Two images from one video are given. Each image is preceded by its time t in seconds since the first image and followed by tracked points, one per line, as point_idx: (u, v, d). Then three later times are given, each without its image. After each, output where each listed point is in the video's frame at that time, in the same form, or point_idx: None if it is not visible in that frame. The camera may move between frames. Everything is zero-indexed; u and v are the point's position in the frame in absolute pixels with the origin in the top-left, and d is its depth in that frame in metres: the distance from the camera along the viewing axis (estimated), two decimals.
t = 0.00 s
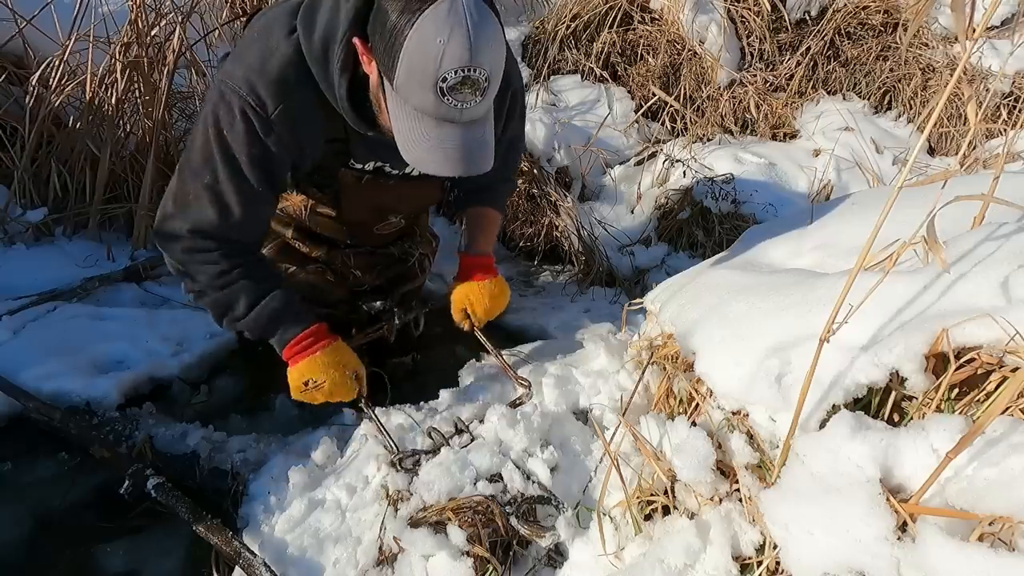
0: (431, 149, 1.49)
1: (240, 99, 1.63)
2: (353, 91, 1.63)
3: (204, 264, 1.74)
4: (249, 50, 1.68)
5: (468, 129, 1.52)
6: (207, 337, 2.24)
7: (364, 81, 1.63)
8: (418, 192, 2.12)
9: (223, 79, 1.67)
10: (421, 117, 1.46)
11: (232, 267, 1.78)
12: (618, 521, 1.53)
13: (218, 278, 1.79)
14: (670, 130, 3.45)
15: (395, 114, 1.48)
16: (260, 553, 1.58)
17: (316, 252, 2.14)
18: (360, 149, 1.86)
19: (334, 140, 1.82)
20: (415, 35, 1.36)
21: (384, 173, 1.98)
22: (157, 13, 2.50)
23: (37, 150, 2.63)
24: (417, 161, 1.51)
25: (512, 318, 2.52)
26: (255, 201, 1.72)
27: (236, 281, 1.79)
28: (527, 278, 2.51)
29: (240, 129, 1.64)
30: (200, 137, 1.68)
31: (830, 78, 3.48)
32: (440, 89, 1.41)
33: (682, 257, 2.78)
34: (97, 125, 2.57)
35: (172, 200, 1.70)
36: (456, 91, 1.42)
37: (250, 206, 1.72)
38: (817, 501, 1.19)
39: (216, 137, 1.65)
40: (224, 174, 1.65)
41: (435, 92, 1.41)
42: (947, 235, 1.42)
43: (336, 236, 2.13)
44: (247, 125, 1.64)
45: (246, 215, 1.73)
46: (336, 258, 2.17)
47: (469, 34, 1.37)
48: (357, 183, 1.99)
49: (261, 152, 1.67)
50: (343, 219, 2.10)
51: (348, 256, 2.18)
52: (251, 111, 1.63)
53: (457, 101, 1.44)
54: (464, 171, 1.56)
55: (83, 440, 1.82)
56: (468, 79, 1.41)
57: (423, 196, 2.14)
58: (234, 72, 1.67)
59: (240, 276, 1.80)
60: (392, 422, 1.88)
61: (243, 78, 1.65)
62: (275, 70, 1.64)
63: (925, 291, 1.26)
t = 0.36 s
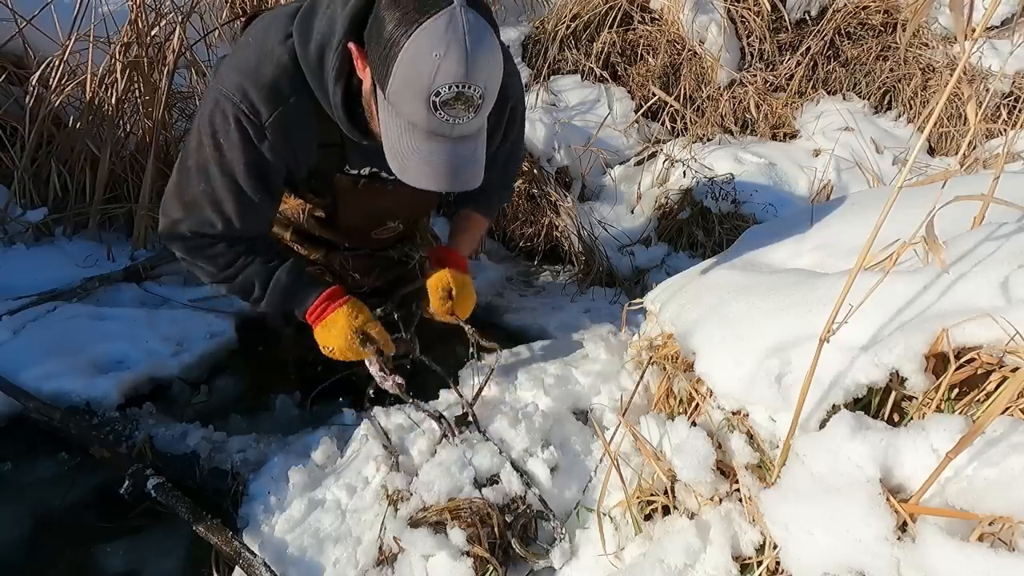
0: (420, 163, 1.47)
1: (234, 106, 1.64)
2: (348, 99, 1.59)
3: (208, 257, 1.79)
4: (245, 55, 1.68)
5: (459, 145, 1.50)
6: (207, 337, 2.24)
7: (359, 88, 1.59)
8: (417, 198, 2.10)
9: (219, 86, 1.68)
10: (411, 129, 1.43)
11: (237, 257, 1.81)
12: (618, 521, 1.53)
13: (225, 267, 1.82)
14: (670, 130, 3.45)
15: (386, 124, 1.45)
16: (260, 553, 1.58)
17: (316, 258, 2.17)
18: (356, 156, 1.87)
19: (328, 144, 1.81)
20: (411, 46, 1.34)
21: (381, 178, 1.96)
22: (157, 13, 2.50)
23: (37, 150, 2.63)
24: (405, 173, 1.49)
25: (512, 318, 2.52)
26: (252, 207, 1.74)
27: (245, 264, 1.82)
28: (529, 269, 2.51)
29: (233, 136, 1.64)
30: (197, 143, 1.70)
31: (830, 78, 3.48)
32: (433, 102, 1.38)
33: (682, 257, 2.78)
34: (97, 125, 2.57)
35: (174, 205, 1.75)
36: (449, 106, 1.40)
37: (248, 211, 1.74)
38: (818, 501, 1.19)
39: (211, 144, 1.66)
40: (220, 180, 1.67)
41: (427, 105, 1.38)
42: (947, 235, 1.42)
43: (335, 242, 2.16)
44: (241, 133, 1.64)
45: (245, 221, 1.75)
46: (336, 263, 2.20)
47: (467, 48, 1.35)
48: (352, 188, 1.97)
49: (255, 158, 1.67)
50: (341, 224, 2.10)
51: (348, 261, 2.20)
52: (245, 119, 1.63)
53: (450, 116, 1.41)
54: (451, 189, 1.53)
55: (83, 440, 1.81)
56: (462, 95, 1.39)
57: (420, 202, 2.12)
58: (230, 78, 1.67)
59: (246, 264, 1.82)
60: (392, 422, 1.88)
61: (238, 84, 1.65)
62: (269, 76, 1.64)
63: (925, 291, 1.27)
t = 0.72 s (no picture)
0: (440, 216, 1.47)
1: (244, 171, 1.62)
2: (362, 163, 1.59)
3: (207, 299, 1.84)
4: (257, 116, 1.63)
5: (476, 194, 1.50)
6: (206, 337, 2.23)
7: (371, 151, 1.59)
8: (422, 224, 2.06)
9: (229, 146, 1.65)
10: (427, 184, 1.43)
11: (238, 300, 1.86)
12: (618, 521, 1.53)
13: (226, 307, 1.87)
14: (670, 130, 3.45)
15: (403, 183, 1.45)
16: (260, 553, 1.59)
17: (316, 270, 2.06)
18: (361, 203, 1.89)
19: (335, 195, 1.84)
20: (420, 106, 1.34)
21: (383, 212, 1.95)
22: (157, 13, 2.49)
23: (37, 150, 2.63)
24: (427, 228, 1.49)
25: (513, 318, 2.52)
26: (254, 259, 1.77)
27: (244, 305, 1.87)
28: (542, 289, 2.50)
29: (242, 201, 1.63)
30: (201, 194, 1.68)
31: (830, 78, 3.48)
32: (447, 156, 1.38)
33: (682, 257, 2.78)
34: (97, 125, 2.57)
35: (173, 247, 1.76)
36: (463, 157, 1.40)
37: (250, 262, 1.78)
38: (818, 501, 1.19)
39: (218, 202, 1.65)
40: (224, 237, 1.69)
41: (442, 159, 1.38)
42: (947, 235, 1.41)
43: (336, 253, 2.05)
44: (251, 198, 1.64)
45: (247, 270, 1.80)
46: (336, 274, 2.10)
47: (475, 101, 1.35)
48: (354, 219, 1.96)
49: (261, 222, 1.68)
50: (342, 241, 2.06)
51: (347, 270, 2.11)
52: (256, 184, 1.62)
53: (464, 167, 1.42)
54: (472, 238, 1.54)
55: (82, 440, 1.81)
56: (475, 145, 1.39)
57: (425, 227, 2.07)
58: (239, 139, 1.64)
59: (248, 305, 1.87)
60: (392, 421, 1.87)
61: (248, 147, 1.62)
62: (283, 143, 1.62)
63: (925, 291, 1.27)
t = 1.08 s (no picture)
0: (440, 294, 1.48)
1: (254, 239, 1.66)
2: (369, 236, 1.59)
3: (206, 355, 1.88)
4: (267, 183, 1.66)
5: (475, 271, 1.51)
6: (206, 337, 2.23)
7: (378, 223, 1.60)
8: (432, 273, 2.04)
9: (238, 213, 1.68)
10: (428, 266, 1.45)
11: (242, 356, 1.93)
12: (618, 521, 1.53)
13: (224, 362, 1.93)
14: (670, 130, 3.45)
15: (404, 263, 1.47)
16: (261, 553, 1.59)
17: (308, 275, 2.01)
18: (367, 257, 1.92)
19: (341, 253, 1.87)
20: (422, 195, 1.35)
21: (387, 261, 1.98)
22: (157, 13, 2.48)
23: (37, 150, 2.63)
24: (428, 305, 1.51)
25: (513, 318, 2.53)
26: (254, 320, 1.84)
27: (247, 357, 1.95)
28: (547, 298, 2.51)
29: (256, 267, 1.70)
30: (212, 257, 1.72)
31: (830, 78, 3.48)
32: (447, 241, 1.40)
33: (682, 257, 2.79)
34: (97, 125, 2.57)
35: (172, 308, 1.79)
36: (463, 242, 1.41)
37: (250, 323, 1.85)
38: (817, 501, 1.19)
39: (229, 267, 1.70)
40: (235, 296, 1.74)
41: (441, 245, 1.40)
42: (947, 235, 1.41)
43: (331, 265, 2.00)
44: (263, 264, 1.69)
45: (249, 333, 1.87)
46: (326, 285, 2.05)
47: (476, 191, 1.36)
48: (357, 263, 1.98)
49: (269, 286, 1.75)
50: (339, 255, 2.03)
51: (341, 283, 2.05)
52: (267, 252, 1.68)
53: (464, 250, 1.43)
54: (471, 312, 1.55)
55: (82, 440, 1.81)
56: (474, 231, 1.40)
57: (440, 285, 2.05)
58: (249, 206, 1.67)
59: (249, 359, 1.96)
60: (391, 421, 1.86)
61: (258, 216, 1.66)
62: (293, 213, 1.66)
63: (925, 292, 1.27)
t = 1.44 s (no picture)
0: (429, 247, 1.47)
1: (248, 214, 1.66)
2: (360, 201, 1.60)
3: (232, 340, 1.91)
4: (258, 157, 1.69)
5: (467, 225, 1.51)
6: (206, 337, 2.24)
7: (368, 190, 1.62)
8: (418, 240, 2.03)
9: (231, 190, 1.69)
10: (415, 216, 1.45)
11: (270, 334, 1.94)
12: (618, 521, 1.52)
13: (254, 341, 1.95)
14: (670, 130, 3.45)
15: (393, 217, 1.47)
16: (261, 553, 1.59)
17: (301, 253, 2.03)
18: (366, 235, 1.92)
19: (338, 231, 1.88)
20: (406, 139, 1.37)
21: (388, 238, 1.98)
22: (157, 13, 2.48)
23: (37, 150, 2.63)
24: (417, 261, 1.50)
25: (513, 318, 2.53)
26: (273, 297, 1.85)
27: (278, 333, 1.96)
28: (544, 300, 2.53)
29: (255, 245, 1.70)
30: (211, 246, 1.73)
31: (830, 78, 3.48)
32: (433, 188, 1.40)
33: (682, 257, 2.79)
34: (97, 125, 2.57)
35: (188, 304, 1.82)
36: (449, 189, 1.41)
37: (269, 300, 1.85)
38: (817, 501, 1.19)
39: (230, 251, 1.71)
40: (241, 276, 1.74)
41: (428, 192, 1.40)
42: (947, 235, 1.41)
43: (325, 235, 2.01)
44: (261, 239, 1.69)
45: (270, 311, 1.88)
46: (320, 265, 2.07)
47: (461, 135, 1.37)
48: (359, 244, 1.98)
49: (275, 261, 1.75)
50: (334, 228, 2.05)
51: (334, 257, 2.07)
52: (263, 225, 1.68)
53: (451, 199, 1.43)
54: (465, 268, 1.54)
55: (82, 440, 1.82)
56: (461, 177, 1.40)
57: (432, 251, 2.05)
58: (240, 183, 1.69)
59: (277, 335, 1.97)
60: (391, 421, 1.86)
61: (250, 190, 1.67)
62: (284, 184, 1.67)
63: (925, 291, 1.26)
